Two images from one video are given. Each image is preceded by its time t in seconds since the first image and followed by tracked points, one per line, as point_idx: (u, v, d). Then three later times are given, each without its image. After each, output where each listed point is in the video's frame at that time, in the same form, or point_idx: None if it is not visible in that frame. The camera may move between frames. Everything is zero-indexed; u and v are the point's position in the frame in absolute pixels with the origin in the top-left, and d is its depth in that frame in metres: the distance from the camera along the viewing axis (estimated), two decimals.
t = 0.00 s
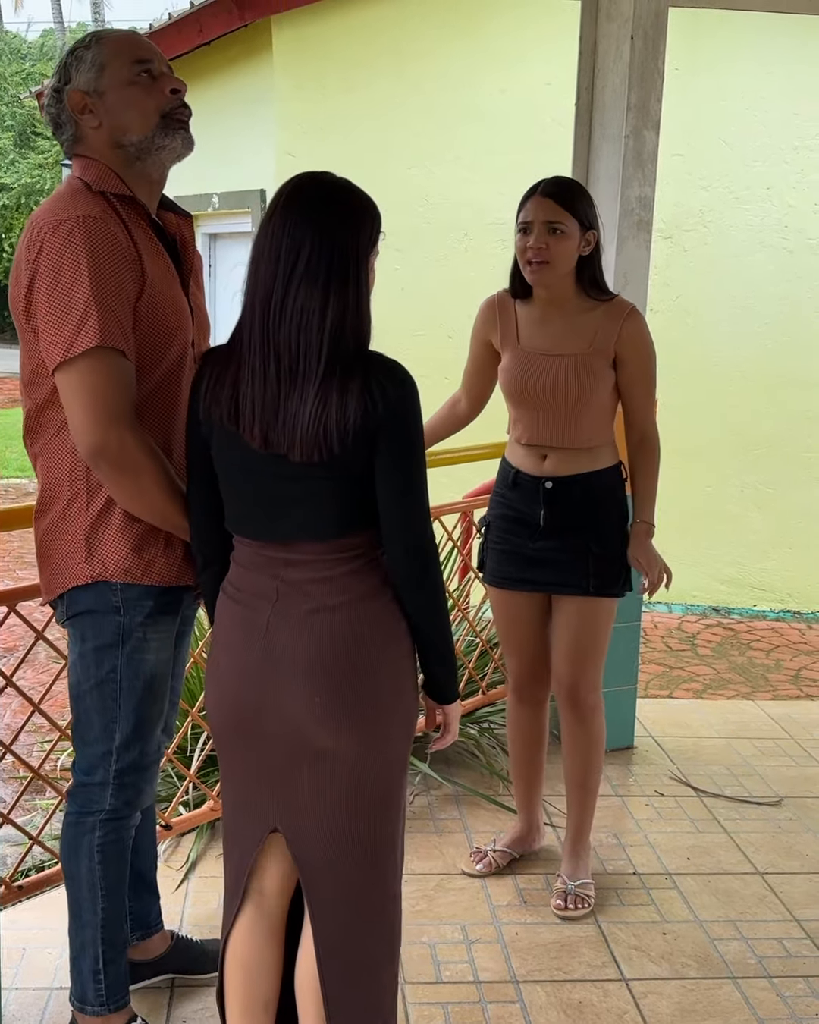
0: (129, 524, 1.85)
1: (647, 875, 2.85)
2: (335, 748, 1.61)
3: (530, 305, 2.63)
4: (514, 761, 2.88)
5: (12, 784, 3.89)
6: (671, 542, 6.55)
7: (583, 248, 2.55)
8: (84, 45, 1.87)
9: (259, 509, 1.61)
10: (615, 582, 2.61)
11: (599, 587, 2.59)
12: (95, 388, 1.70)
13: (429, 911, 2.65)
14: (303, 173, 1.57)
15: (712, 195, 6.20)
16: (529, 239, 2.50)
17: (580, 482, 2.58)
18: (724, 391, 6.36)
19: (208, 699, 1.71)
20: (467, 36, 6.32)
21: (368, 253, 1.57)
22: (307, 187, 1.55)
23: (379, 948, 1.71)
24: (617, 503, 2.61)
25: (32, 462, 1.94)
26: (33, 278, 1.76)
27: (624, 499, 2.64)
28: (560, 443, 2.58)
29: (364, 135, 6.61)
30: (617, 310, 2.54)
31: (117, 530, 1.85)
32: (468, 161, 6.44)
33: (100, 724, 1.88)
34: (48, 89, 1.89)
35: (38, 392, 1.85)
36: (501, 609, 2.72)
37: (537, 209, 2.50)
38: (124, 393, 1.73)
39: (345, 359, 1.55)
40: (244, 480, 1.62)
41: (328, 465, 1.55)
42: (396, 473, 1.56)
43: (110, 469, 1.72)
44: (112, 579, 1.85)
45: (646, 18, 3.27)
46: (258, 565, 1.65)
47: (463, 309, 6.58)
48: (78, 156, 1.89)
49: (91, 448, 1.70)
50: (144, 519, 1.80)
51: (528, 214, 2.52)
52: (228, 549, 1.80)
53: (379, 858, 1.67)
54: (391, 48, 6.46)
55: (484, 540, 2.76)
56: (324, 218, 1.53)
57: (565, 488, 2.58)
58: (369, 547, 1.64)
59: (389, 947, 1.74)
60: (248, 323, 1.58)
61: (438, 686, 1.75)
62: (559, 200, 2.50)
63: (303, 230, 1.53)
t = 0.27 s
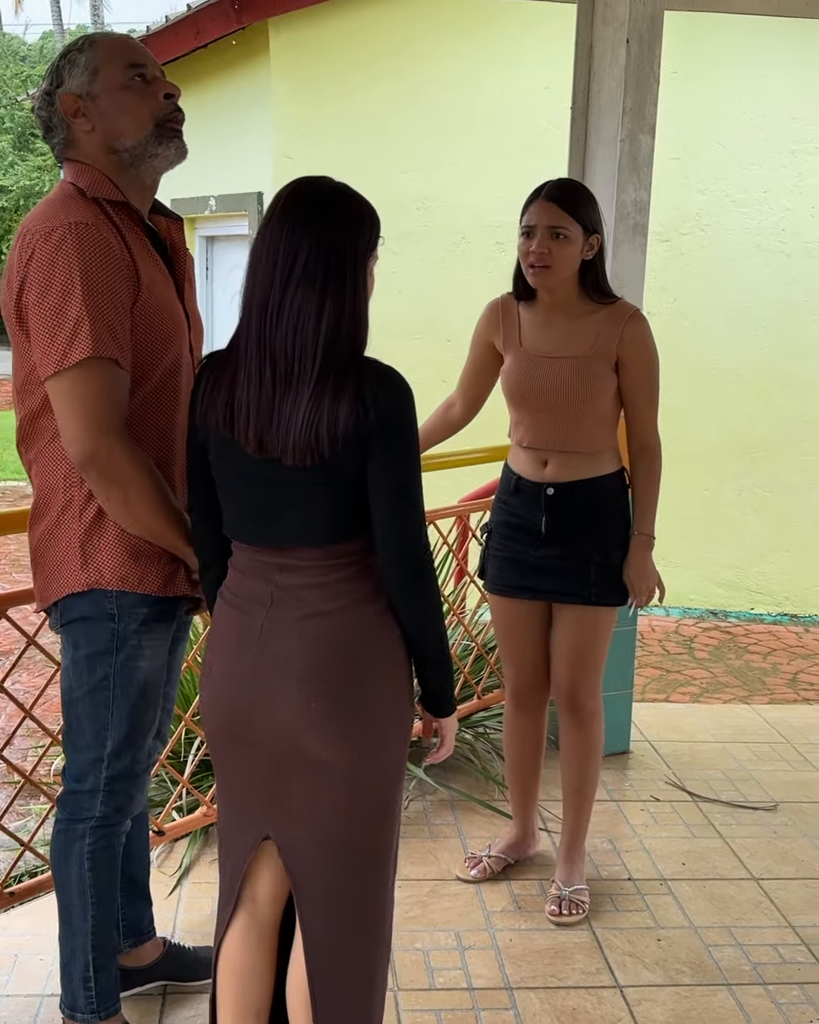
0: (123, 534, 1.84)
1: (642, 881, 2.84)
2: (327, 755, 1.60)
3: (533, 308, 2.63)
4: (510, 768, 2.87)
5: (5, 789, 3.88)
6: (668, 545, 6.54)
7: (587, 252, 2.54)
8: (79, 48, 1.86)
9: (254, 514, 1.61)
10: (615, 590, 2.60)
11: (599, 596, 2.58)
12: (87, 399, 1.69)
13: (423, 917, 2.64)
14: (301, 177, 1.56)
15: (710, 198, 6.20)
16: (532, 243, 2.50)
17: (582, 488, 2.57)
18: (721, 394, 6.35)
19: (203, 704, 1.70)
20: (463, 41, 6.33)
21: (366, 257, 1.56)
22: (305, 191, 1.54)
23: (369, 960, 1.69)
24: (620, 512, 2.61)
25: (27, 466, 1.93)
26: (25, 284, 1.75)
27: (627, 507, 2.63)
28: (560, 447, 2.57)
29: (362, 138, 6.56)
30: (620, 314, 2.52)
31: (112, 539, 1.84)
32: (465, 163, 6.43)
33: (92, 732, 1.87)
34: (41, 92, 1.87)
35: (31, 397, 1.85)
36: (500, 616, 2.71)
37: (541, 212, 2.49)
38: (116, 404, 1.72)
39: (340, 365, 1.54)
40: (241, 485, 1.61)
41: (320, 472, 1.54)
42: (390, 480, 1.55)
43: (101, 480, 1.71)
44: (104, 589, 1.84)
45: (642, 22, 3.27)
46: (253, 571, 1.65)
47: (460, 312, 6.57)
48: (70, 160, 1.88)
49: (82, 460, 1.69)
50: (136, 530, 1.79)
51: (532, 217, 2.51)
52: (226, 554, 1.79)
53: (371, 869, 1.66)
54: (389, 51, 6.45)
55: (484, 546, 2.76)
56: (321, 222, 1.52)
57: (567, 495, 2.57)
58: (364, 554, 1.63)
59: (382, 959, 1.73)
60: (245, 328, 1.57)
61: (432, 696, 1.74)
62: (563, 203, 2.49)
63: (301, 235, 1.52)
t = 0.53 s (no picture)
0: (122, 535, 1.84)
1: (634, 884, 2.83)
2: (316, 759, 1.59)
3: (530, 310, 2.62)
4: (504, 774, 2.87)
5: None
6: (664, 548, 6.54)
7: (585, 255, 2.53)
8: (72, 51, 1.86)
9: (244, 517, 1.61)
10: (612, 596, 2.60)
11: (596, 602, 2.58)
12: (92, 397, 1.69)
13: (415, 921, 2.64)
14: (294, 180, 1.56)
15: (707, 200, 6.20)
16: (532, 245, 2.49)
17: (580, 492, 2.57)
18: (718, 396, 6.35)
19: (193, 706, 1.70)
20: (459, 43, 6.34)
21: (358, 260, 1.56)
22: (298, 193, 1.54)
23: (358, 967, 1.69)
24: (618, 516, 2.60)
25: (19, 468, 1.92)
26: (20, 285, 1.74)
27: (624, 512, 2.62)
28: (557, 450, 2.57)
29: (359, 140, 6.56)
30: (618, 317, 2.52)
31: (110, 540, 1.84)
32: (462, 165, 6.43)
33: (82, 734, 1.86)
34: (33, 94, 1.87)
35: (24, 398, 1.84)
36: (496, 622, 2.71)
37: (540, 214, 2.48)
38: (120, 403, 1.72)
39: (332, 368, 1.54)
40: (232, 488, 1.61)
41: (311, 475, 1.54)
42: (381, 484, 1.55)
43: (106, 479, 1.71)
44: (103, 590, 1.84)
45: (636, 23, 3.26)
46: (243, 574, 1.64)
47: (456, 315, 6.57)
48: (62, 163, 1.87)
49: (88, 458, 1.70)
50: (137, 529, 1.79)
51: (531, 219, 2.50)
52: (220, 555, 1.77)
53: (361, 874, 1.66)
54: (385, 53, 6.46)
55: (481, 553, 2.75)
56: (314, 225, 1.52)
57: (565, 499, 2.56)
58: (355, 557, 1.62)
59: (371, 964, 1.73)
60: (237, 330, 1.57)
61: (422, 701, 1.74)
62: (562, 205, 2.48)
63: (293, 238, 1.52)
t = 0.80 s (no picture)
0: (115, 533, 1.84)
1: (627, 884, 2.84)
2: (309, 760, 1.60)
3: (528, 311, 2.62)
4: (497, 774, 2.87)
5: None
6: (660, 549, 6.54)
7: (587, 254, 2.54)
8: (75, 51, 1.86)
9: (236, 518, 1.60)
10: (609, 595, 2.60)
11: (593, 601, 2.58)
12: (87, 393, 1.69)
13: (408, 921, 2.64)
14: (286, 181, 1.56)
15: (703, 201, 6.20)
16: (542, 239, 2.49)
17: (578, 492, 2.57)
18: (714, 397, 6.35)
19: (184, 708, 1.70)
20: (456, 45, 6.35)
21: (350, 261, 1.56)
22: (289, 195, 1.54)
23: (350, 968, 1.69)
24: (615, 517, 2.61)
25: (15, 467, 1.92)
26: (18, 281, 1.75)
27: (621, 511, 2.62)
28: (555, 450, 2.56)
29: (356, 141, 6.56)
30: (617, 315, 2.53)
31: (102, 537, 1.84)
32: (459, 166, 6.44)
33: (76, 734, 1.87)
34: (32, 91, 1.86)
35: (21, 396, 1.84)
36: (491, 623, 2.71)
37: (550, 209, 2.50)
38: (114, 399, 1.72)
39: (324, 370, 1.54)
40: (223, 489, 1.60)
41: (303, 477, 1.54)
42: (374, 485, 1.55)
43: (100, 475, 1.71)
44: (96, 586, 1.84)
45: (630, 24, 3.27)
46: (234, 576, 1.64)
47: (452, 315, 6.57)
48: (61, 163, 1.88)
49: (81, 454, 1.70)
50: (130, 527, 1.80)
51: (539, 215, 2.51)
52: (208, 555, 1.77)
53: (354, 875, 1.66)
54: (382, 54, 6.46)
55: (477, 554, 2.74)
56: (306, 226, 1.52)
57: (563, 500, 2.56)
58: (347, 558, 1.62)
59: (363, 965, 1.73)
60: (228, 331, 1.57)
61: (413, 700, 1.74)
62: (569, 202, 2.50)
63: (285, 239, 1.52)
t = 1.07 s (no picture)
0: (116, 532, 1.85)
1: (623, 882, 2.84)
2: (304, 757, 1.60)
3: (527, 309, 2.63)
4: (494, 770, 2.87)
5: None
6: (659, 548, 6.55)
7: (582, 253, 2.54)
8: (112, 51, 1.83)
9: (231, 516, 1.61)
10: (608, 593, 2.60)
11: (593, 599, 2.59)
12: (89, 394, 1.70)
13: (404, 919, 2.64)
14: (279, 180, 1.57)
15: (702, 201, 6.21)
16: (529, 234, 2.50)
17: (577, 490, 2.57)
18: (712, 397, 6.36)
19: (179, 705, 1.70)
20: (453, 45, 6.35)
21: (343, 260, 1.57)
22: (282, 194, 1.55)
23: (345, 964, 1.70)
24: (614, 514, 2.61)
25: (16, 464, 1.93)
26: (18, 282, 1.75)
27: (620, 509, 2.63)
28: (553, 450, 2.57)
29: (354, 141, 6.57)
30: (613, 315, 2.53)
31: (103, 536, 1.85)
32: (458, 167, 6.44)
33: (73, 730, 1.87)
34: (58, 78, 1.81)
35: (20, 395, 1.85)
36: (488, 620, 2.71)
37: (541, 206, 2.50)
38: (115, 399, 1.73)
39: (319, 369, 1.55)
40: (218, 489, 1.61)
41: (298, 475, 1.55)
42: (368, 484, 1.56)
43: (102, 474, 1.72)
44: (97, 585, 1.85)
45: (626, 24, 3.29)
46: (229, 574, 1.65)
47: (451, 315, 6.58)
48: (77, 161, 1.85)
49: (84, 454, 1.70)
50: (131, 526, 1.80)
51: (531, 211, 2.52)
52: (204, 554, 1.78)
53: (348, 872, 1.67)
54: (381, 54, 6.47)
55: (476, 551, 2.75)
56: (300, 226, 1.53)
57: (561, 499, 2.56)
58: (342, 556, 1.63)
59: (358, 962, 1.73)
60: (222, 330, 1.57)
61: (407, 698, 1.75)
62: (561, 200, 2.50)
63: (278, 239, 1.53)
